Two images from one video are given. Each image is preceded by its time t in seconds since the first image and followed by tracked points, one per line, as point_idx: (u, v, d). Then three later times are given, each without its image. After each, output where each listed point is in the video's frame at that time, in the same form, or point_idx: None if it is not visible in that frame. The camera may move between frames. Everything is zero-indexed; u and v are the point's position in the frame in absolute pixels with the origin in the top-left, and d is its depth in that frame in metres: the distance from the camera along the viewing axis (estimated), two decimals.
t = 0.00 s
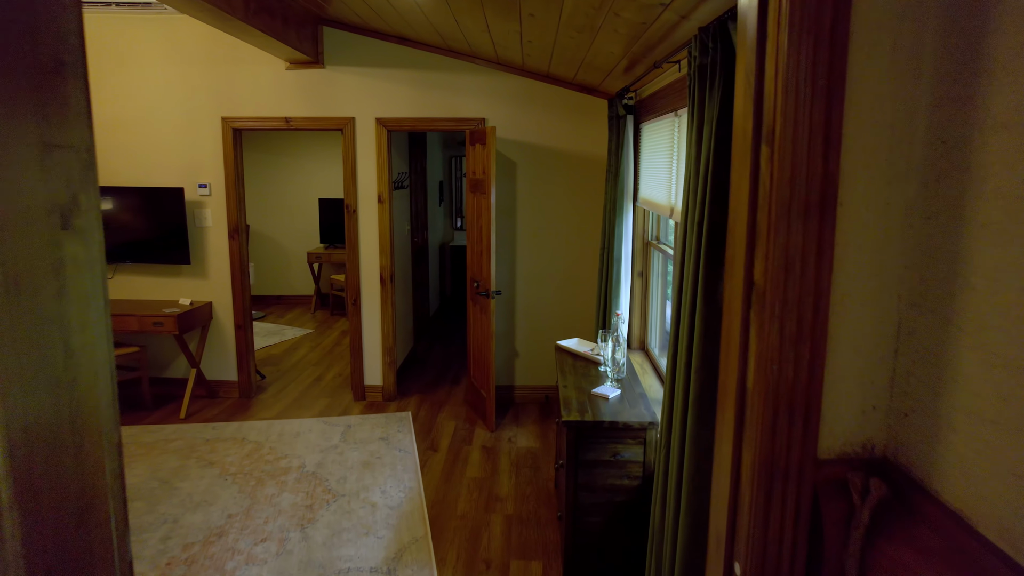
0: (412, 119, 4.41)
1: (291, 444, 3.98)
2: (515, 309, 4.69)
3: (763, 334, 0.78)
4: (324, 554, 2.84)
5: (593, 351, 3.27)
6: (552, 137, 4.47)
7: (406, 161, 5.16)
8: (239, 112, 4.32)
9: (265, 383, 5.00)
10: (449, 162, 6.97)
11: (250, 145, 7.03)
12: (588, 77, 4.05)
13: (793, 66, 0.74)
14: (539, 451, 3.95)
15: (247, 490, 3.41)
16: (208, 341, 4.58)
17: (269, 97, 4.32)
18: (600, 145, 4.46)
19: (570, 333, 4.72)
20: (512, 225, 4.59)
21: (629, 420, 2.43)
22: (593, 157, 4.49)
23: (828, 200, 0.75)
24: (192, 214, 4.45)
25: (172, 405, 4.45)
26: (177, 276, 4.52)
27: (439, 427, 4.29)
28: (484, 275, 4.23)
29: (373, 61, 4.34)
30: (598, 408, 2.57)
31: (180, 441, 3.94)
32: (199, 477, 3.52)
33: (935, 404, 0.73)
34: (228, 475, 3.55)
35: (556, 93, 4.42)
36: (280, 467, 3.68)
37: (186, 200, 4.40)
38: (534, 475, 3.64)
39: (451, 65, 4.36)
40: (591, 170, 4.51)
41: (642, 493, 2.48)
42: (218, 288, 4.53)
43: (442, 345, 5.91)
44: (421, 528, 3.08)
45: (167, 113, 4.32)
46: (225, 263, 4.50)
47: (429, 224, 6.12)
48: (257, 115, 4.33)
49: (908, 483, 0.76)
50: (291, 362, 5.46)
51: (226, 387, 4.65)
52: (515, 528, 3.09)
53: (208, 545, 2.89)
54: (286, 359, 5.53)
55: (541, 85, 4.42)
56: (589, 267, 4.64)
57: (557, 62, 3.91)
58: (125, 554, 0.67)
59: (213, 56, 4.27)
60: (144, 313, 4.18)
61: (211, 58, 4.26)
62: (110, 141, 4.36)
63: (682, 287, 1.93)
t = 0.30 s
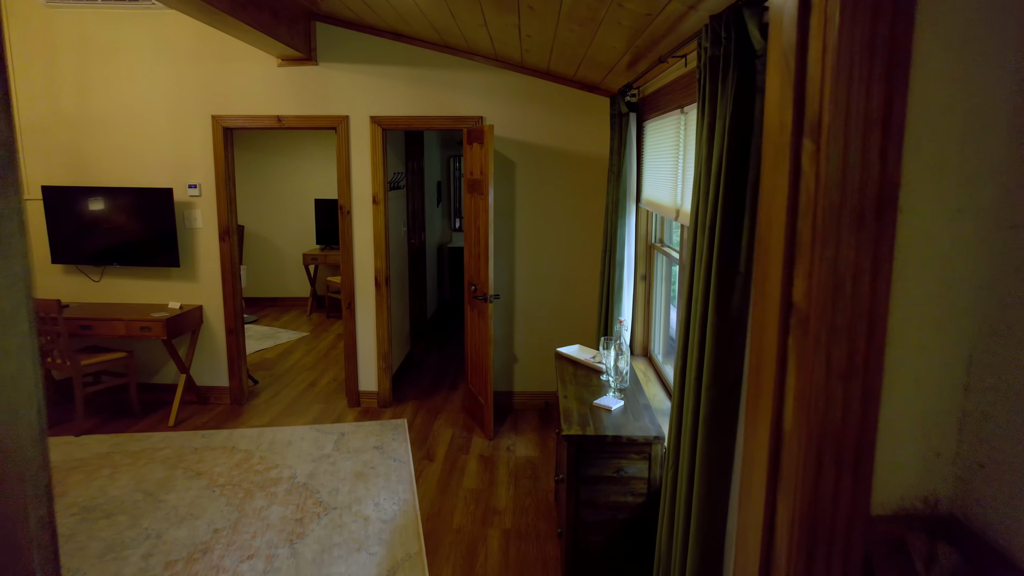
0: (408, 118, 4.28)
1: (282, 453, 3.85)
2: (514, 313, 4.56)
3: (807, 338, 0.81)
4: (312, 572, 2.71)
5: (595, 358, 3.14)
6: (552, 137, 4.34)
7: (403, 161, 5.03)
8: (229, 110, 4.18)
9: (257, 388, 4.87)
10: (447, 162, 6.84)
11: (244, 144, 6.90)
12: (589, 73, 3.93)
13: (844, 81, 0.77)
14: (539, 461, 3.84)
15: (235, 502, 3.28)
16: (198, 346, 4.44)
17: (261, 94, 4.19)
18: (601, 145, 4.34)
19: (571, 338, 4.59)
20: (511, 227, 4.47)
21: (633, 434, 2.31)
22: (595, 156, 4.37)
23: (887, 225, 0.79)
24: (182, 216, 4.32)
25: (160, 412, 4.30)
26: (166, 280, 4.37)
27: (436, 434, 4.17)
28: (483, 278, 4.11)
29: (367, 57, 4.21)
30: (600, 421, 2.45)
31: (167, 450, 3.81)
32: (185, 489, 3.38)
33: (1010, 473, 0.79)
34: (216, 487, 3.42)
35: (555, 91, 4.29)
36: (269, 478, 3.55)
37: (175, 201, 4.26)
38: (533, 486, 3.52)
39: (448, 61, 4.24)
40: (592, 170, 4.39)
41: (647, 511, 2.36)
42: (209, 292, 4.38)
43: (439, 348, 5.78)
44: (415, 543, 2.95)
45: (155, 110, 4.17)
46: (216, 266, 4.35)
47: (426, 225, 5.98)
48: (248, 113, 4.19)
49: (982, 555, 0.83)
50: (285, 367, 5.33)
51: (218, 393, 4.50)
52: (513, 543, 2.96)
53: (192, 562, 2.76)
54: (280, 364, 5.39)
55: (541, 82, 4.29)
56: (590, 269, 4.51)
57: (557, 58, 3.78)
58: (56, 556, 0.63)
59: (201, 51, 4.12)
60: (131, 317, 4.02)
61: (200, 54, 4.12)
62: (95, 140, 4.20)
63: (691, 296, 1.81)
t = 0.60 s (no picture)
0: (405, 116, 4.14)
1: (274, 463, 3.71)
2: (515, 318, 4.42)
3: (898, 326, 1.08)
4: None
5: (600, 367, 3.01)
6: (555, 135, 4.20)
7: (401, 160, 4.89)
8: (221, 108, 4.04)
9: (251, 394, 4.73)
10: (446, 161, 6.70)
11: (240, 143, 6.77)
12: (593, 69, 3.79)
13: (941, 137, 1.00)
14: (540, 471, 3.71)
15: (224, 516, 3.14)
16: (190, 352, 4.29)
17: (253, 91, 4.05)
18: (605, 143, 4.20)
19: (574, 343, 4.45)
20: (512, 228, 4.32)
21: (641, 451, 2.17)
22: (598, 155, 4.23)
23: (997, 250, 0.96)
24: (172, 217, 4.17)
25: (150, 419, 4.15)
26: (157, 282, 4.22)
27: (434, 443, 4.03)
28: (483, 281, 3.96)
29: (363, 53, 4.07)
30: (606, 436, 2.31)
31: (156, 460, 3.67)
32: (172, 502, 3.24)
33: None
34: (204, 500, 3.28)
35: (558, 88, 4.16)
36: (261, 489, 3.42)
37: (165, 202, 4.12)
38: (535, 499, 3.38)
39: (446, 57, 4.10)
40: (596, 170, 4.25)
41: (656, 532, 2.23)
42: (200, 295, 4.23)
43: (439, 352, 5.64)
44: (411, 561, 2.81)
45: (144, 107, 4.03)
46: (208, 269, 4.20)
47: (426, 225, 5.85)
48: (241, 110, 4.06)
49: None
50: (281, 371, 5.19)
51: (210, 399, 4.36)
52: (514, 560, 2.83)
53: None
54: (276, 369, 5.25)
55: (543, 79, 4.15)
56: (593, 272, 4.37)
57: (560, 53, 3.65)
58: None
59: (191, 47, 3.98)
60: (119, 322, 3.87)
61: (191, 49, 3.98)
62: (83, 138, 4.06)
63: (706, 307, 1.67)
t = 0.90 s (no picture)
0: (407, 114, 4.02)
1: (270, 472, 3.59)
2: (520, 322, 4.29)
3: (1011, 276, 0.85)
4: None
5: (608, 375, 2.89)
6: (561, 133, 4.08)
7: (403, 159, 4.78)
8: (218, 105, 3.93)
9: (249, 399, 4.62)
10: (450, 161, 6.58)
11: (241, 142, 6.67)
12: (600, 65, 3.66)
13: None
14: (545, 481, 3.59)
15: (217, 529, 3.03)
16: (186, 356, 4.18)
17: (250, 88, 3.93)
18: (612, 142, 4.07)
19: (580, 347, 4.32)
20: (517, 230, 4.20)
21: (653, 467, 2.06)
22: (606, 154, 4.10)
23: None
24: (168, 218, 4.05)
25: (145, 425, 4.04)
26: (152, 285, 4.11)
27: (436, 451, 3.92)
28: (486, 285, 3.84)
29: (363, 49, 3.95)
30: (616, 451, 2.20)
31: (149, 468, 3.55)
32: (164, 513, 3.13)
33: None
34: (197, 511, 3.17)
35: (564, 85, 4.03)
36: (256, 500, 3.30)
37: (160, 202, 4.00)
38: (540, 511, 3.26)
39: (449, 53, 3.98)
40: (603, 170, 4.12)
41: (668, 554, 2.12)
42: (196, 298, 4.11)
43: (441, 356, 5.52)
44: None
45: (139, 105, 3.92)
46: (204, 271, 4.08)
47: (428, 226, 5.73)
48: (238, 108, 3.94)
49: None
50: (280, 375, 5.08)
51: (207, 405, 4.24)
52: None
53: None
54: (275, 372, 5.14)
55: (548, 76, 4.02)
56: (600, 275, 4.24)
57: (566, 48, 3.53)
58: None
59: (187, 43, 3.87)
60: (112, 325, 3.75)
61: (186, 45, 3.87)
62: (77, 136, 3.95)
63: (727, 317, 1.54)
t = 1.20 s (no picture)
0: (410, 112, 3.90)
1: (268, 481, 3.48)
2: (526, 326, 4.17)
3: None
4: None
5: (618, 386, 2.76)
6: (568, 132, 3.95)
7: (407, 159, 4.66)
8: (216, 103, 3.82)
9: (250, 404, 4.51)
10: (455, 160, 6.46)
11: (244, 142, 6.58)
12: (609, 61, 3.53)
13: None
14: (552, 492, 3.47)
15: (212, 542, 2.91)
16: (184, 361, 4.07)
17: (250, 86, 3.82)
18: (622, 141, 3.94)
19: (588, 353, 4.19)
20: (523, 232, 4.07)
21: (668, 487, 1.94)
22: (615, 154, 3.97)
23: None
24: (165, 219, 3.94)
25: (141, 431, 3.94)
26: (150, 287, 4.00)
27: (440, 459, 3.80)
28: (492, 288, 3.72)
29: (365, 45, 3.84)
30: (627, 468, 2.07)
31: (143, 476, 3.45)
32: (157, 525, 3.02)
33: None
34: (192, 522, 3.06)
35: (572, 82, 3.90)
36: (253, 511, 3.19)
37: (157, 202, 3.89)
38: (547, 524, 3.13)
39: (453, 49, 3.86)
40: (612, 170, 3.99)
41: None
42: (195, 301, 4.00)
43: (446, 360, 5.40)
44: None
45: (135, 103, 3.82)
46: (203, 273, 3.97)
47: (433, 227, 5.61)
48: (237, 106, 3.84)
49: None
50: (282, 379, 4.97)
51: (205, 410, 4.13)
52: None
53: None
54: (277, 376, 5.03)
55: (556, 72, 3.89)
56: (608, 278, 4.11)
57: (574, 43, 3.40)
58: None
59: (185, 39, 3.76)
60: (108, 329, 3.65)
61: (184, 41, 3.77)
62: (72, 135, 3.85)
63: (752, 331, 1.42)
